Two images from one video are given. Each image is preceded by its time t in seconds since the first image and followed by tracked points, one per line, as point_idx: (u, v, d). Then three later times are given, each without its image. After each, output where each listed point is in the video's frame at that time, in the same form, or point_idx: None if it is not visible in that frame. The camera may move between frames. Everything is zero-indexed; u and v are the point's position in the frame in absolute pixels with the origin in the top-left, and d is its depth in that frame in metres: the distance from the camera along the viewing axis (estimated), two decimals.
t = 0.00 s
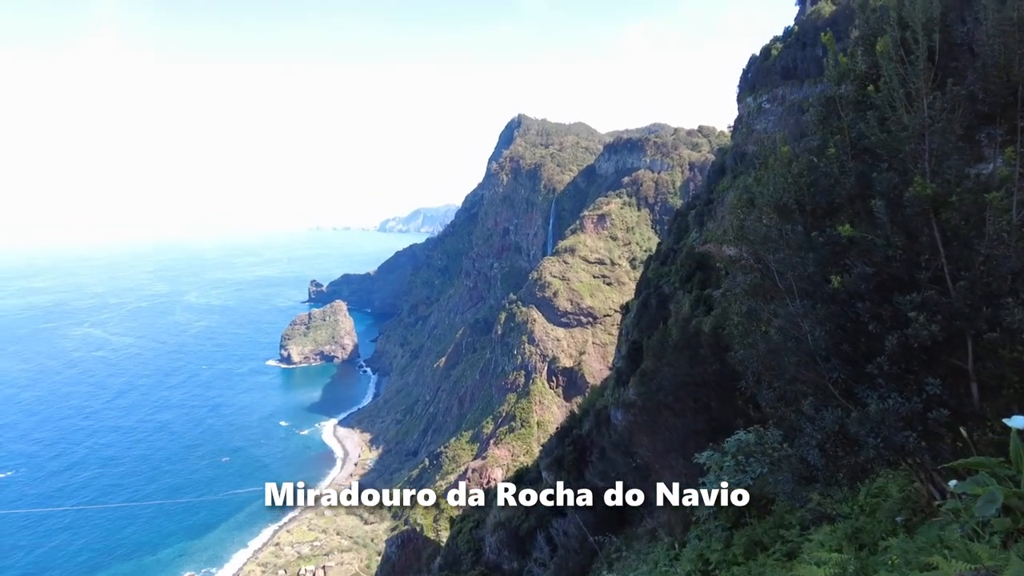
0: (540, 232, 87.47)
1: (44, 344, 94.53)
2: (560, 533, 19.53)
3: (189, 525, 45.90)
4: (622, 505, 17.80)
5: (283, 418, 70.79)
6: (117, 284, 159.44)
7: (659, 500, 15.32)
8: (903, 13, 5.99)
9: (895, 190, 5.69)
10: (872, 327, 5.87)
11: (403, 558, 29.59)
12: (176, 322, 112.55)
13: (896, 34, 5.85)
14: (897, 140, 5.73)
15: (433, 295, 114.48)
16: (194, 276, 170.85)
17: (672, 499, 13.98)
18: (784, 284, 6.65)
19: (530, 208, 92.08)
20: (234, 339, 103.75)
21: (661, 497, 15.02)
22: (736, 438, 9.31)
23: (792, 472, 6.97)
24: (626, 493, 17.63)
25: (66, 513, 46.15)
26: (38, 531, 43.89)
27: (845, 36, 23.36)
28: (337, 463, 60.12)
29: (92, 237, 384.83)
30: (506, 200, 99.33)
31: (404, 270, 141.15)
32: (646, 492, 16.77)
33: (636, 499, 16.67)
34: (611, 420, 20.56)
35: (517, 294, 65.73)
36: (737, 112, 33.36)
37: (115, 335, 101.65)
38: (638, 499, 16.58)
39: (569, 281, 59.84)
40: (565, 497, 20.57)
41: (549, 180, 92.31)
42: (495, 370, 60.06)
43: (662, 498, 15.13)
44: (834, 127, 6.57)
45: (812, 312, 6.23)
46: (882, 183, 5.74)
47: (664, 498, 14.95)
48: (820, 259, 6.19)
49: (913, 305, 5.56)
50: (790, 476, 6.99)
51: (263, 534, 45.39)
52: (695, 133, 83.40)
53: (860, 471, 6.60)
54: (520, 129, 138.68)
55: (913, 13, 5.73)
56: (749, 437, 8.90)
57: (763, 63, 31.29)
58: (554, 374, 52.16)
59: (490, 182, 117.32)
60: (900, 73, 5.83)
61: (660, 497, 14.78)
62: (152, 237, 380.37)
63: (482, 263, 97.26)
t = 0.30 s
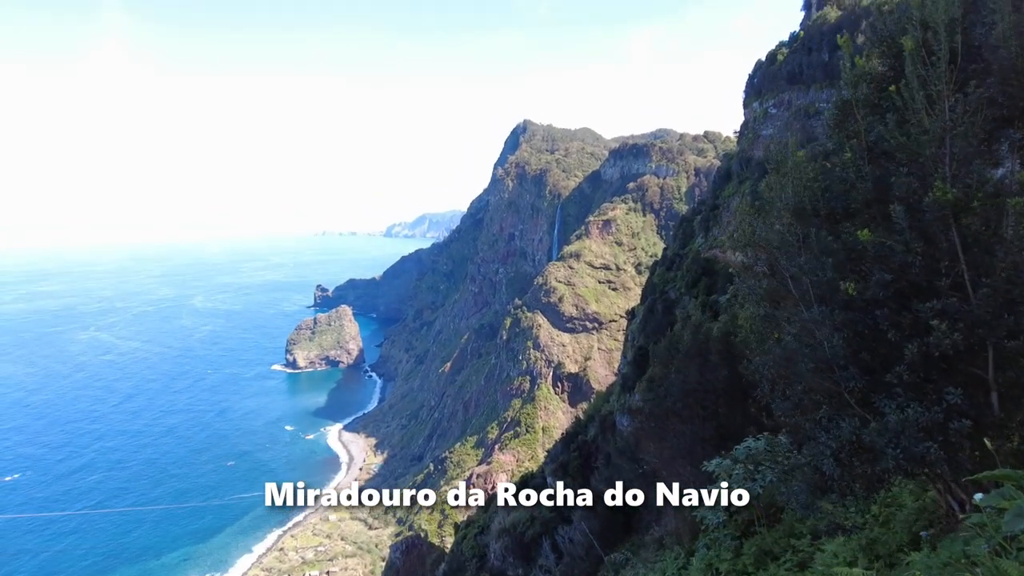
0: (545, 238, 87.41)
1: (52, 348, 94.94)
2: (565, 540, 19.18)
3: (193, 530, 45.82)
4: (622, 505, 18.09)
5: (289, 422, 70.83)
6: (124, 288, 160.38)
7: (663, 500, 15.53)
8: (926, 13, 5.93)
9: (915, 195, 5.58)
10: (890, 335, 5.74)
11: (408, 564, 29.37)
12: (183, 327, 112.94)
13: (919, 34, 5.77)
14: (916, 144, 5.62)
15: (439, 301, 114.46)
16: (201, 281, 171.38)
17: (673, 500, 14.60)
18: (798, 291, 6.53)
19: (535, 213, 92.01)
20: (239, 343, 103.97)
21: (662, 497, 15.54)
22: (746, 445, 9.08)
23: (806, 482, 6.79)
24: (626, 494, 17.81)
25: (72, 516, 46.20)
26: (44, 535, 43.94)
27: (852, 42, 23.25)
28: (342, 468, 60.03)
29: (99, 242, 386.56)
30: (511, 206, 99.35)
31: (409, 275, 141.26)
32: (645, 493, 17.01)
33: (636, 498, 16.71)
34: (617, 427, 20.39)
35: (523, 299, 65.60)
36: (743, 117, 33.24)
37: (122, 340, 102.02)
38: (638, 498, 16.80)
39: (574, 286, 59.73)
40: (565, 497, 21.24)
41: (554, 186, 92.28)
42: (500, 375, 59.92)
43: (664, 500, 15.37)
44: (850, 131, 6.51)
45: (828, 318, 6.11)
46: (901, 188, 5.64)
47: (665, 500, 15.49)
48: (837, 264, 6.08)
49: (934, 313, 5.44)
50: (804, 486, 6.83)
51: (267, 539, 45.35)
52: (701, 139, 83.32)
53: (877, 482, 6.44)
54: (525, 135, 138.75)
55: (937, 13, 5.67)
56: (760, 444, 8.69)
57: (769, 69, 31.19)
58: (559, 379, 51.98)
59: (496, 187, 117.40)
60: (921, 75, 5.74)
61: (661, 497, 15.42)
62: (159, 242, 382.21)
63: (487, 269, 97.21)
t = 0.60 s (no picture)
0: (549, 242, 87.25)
1: (56, 351, 95.14)
2: (569, 545, 19.10)
3: (197, 534, 45.71)
4: (621, 505, 18.21)
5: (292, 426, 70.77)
6: (129, 291, 160.68)
7: (661, 500, 15.69)
8: (946, 14, 5.83)
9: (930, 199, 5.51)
10: (905, 341, 5.64)
11: (410, 568, 29.18)
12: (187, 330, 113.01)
13: (941, 35, 5.67)
14: (933, 147, 5.52)
15: (442, 305, 114.38)
16: (205, 284, 171.62)
17: (672, 499, 14.87)
18: (810, 297, 6.46)
19: (539, 217, 91.91)
20: (242, 347, 103.98)
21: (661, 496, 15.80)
22: (753, 453, 9.00)
23: (817, 492, 6.63)
24: (625, 493, 18.05)
25: (76, 520, 46.18)
26: (48, 538, 43.92)
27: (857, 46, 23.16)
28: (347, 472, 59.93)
29: (105, 245, 388.49)
30: (515, 210, 99.28)
31: (413, 279, 141.17)
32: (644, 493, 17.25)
33: (636, 499, 17.16)
34: (621, 431, 20.20)
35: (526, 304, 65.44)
36: (748, 122, 33.07)
37: (125, 343, 102.12)
38: (638, 497, 17.17)
39: (578, 290, 59.54)
40: (565, 497, 21.58)
41: (558, 190, 92.19)
42: (504, 379, 59.79)
43: (664, 499, 15.53)
44: (861, 134, 6.42)
45: (841, 324, 6.00)
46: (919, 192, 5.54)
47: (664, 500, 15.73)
48: (852, 268, 5.98)
49: (951, 321, 5.34)
50: (815, 495, 6.66)
51: (270, 542, 45.22)
52: (705, 143, 83.20)
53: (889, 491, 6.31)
54: (529, 139, 138.82)
55: (960, 13, 5.56)
56: (766, 451, 8.59)
57: (773, 74, 31.09)
58: (563, 384, 51.77)
59: (500, 191, 117.37)
60: (942, 76, 5.63)
61: (661, 497, 15.58)
62: (164, 245, 383.93)
63: (491, 273, 96.97)
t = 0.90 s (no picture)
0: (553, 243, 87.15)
1: (62, 352, 95.47)
2: (573, 547, 18.97)
3: (203, 534, 45.81)
4: (621, 505, 18.32)
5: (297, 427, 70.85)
6: (134, 292, 161.26)
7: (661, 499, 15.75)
8: (959, 12, 5.74)
9: (942, 199, 5.43)
10: (916, 344, 5.55)
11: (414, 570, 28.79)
12: (192, 331, 113.26)
13: (954, 33, 5.58)
14: (947, 146, 5.44)
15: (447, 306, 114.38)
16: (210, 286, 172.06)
17: (672, 499, 15.08)
18: (819, 299, 6.38)
19: (544, 219, 91.78)
20: (247, 348, 104.20)
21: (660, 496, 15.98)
22: (759, 455, 8.98)
23: (826, 496, 6.53)
24: (625, 493, 18.19)
25: (83, 521, 46.37)
26: (55, 539, 44.09)
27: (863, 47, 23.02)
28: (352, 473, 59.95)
29: (110, 246, 389.65)
30: (520, 211, 99.22)
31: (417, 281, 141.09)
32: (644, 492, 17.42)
33: (636, 498, 17.36)
34: (625, 433, 20.06)
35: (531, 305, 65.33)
36: (753, 123, 32.91)
37: (131, 344, 102.43)
38: (638, 497, 17.35)
39: (583, 292, 59.36)
40: (566, 496, 21.83)
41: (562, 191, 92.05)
42: (508, 381, 59.69)
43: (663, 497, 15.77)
44: (871, 134, 6.34)
45: (851, 326, 5.94)
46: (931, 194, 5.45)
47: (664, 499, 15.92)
48: (862, 269, 5.88)
49: (965, 323, 5.25)
50: (824, 500, 6.56)
51: (276, 543, 45.28)
52: (710, 145, 83.02)
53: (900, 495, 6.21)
54: (533, 141, 138.78)
55: (974, 12, 5.47)
56: (772, 454, 8.60)
57: (778, 74, 30.94)
58: (568, 386, 51.61)
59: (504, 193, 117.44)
60: (954, 74, 5.55)
61: (660, 497, 15.73)
62: (169, 246, 384.62)
63: (495, 274, 96.84)
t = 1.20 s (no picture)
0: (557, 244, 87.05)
1: (68, 354, 95.82)
2: (577, 549, 18.83)
3: (208, 536, 45.90)
4: (622, 505, 18.45)
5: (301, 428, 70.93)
6: (140, 294, 161.85)
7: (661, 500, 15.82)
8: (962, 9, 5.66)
9: (948, 199, 5.35)
10: (922, 346, 5.47)
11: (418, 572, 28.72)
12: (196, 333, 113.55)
13: (957, 32, 5.52)
14: (953, 145, 5.37)
15: (451, 307, 114.41)
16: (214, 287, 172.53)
17: (672, 499, 15.16)
18: (823, 300, 6.34)
19: (547, 220, 91.70)
20: (252, 349, 104.46)
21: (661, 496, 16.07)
22: (763, 457, 8.96)
23: (831, 500, 6.45)
24: (626, 494, 18.30)
25: (89, 522, 46.52)
26: (61, 540, 44.23)
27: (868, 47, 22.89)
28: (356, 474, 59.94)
29: (116, 248, 391.70)
30: (524, 213, 99.15)
31: (421, 282, 141.14)
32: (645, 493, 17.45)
33: (637, 499, 17.46)
34: (629, 435, 19.94)
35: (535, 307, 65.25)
36: (757, 123, 32.77)
37: (136, 345, 102.80)
38: (638, 498, 17.47)
39: (586, 293, 59.23)
40: (566, 497, 21.99)
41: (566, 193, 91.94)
42: (512, 382, 59.60)
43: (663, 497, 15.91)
44: (875, 134, 6.26)
45: (855, 329, 5.88)
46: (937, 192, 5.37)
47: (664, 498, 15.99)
48: (865, 272, 5.84)
49: (972, 324, 5.17)
50: (829, 504, 6.47)
51: (280, 544, 45.35)
52: (714, 146, 82.80)
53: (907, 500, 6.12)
54: (537, 143, 138.74)
55: (977, 9, 5.40)
56: (777, 456, 8.64)
57: (783, 75, 30.80)
58: (572, 388, 51.47)
59: (508, 195, 117.49)
60: (957, 72, 5.48)
61: (661, 497, 15.84)
62: (175, 248, 385.74)
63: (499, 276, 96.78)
